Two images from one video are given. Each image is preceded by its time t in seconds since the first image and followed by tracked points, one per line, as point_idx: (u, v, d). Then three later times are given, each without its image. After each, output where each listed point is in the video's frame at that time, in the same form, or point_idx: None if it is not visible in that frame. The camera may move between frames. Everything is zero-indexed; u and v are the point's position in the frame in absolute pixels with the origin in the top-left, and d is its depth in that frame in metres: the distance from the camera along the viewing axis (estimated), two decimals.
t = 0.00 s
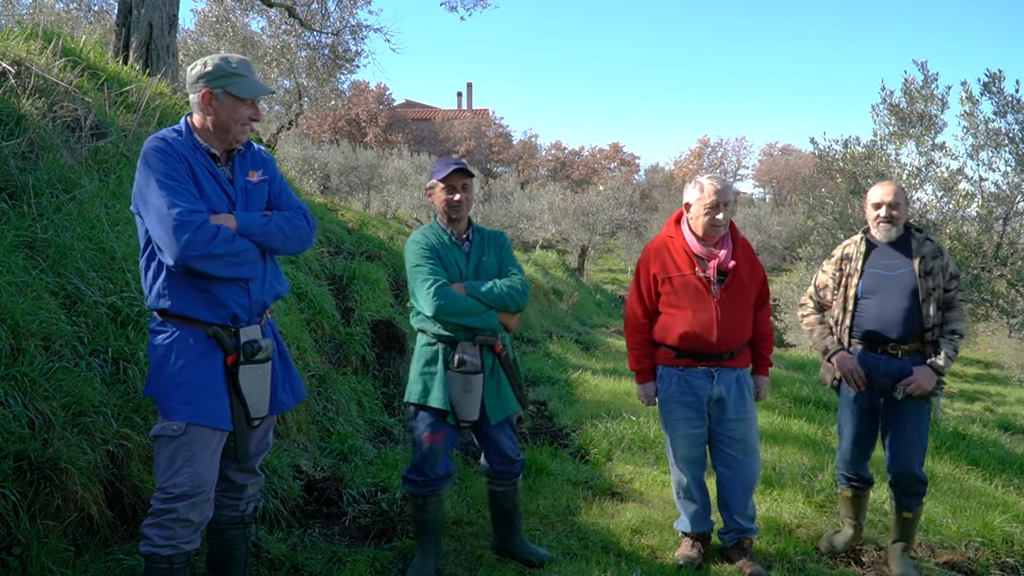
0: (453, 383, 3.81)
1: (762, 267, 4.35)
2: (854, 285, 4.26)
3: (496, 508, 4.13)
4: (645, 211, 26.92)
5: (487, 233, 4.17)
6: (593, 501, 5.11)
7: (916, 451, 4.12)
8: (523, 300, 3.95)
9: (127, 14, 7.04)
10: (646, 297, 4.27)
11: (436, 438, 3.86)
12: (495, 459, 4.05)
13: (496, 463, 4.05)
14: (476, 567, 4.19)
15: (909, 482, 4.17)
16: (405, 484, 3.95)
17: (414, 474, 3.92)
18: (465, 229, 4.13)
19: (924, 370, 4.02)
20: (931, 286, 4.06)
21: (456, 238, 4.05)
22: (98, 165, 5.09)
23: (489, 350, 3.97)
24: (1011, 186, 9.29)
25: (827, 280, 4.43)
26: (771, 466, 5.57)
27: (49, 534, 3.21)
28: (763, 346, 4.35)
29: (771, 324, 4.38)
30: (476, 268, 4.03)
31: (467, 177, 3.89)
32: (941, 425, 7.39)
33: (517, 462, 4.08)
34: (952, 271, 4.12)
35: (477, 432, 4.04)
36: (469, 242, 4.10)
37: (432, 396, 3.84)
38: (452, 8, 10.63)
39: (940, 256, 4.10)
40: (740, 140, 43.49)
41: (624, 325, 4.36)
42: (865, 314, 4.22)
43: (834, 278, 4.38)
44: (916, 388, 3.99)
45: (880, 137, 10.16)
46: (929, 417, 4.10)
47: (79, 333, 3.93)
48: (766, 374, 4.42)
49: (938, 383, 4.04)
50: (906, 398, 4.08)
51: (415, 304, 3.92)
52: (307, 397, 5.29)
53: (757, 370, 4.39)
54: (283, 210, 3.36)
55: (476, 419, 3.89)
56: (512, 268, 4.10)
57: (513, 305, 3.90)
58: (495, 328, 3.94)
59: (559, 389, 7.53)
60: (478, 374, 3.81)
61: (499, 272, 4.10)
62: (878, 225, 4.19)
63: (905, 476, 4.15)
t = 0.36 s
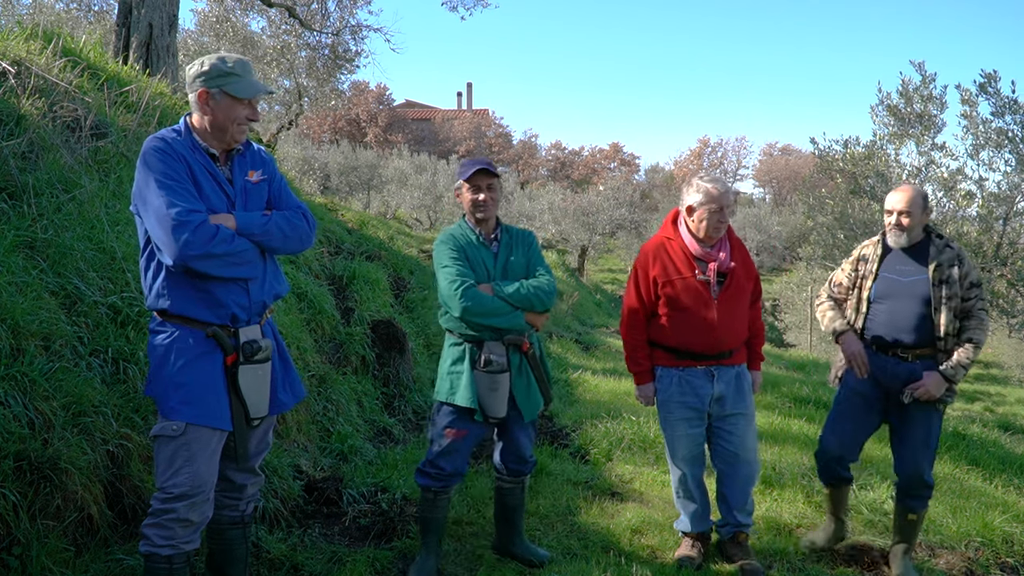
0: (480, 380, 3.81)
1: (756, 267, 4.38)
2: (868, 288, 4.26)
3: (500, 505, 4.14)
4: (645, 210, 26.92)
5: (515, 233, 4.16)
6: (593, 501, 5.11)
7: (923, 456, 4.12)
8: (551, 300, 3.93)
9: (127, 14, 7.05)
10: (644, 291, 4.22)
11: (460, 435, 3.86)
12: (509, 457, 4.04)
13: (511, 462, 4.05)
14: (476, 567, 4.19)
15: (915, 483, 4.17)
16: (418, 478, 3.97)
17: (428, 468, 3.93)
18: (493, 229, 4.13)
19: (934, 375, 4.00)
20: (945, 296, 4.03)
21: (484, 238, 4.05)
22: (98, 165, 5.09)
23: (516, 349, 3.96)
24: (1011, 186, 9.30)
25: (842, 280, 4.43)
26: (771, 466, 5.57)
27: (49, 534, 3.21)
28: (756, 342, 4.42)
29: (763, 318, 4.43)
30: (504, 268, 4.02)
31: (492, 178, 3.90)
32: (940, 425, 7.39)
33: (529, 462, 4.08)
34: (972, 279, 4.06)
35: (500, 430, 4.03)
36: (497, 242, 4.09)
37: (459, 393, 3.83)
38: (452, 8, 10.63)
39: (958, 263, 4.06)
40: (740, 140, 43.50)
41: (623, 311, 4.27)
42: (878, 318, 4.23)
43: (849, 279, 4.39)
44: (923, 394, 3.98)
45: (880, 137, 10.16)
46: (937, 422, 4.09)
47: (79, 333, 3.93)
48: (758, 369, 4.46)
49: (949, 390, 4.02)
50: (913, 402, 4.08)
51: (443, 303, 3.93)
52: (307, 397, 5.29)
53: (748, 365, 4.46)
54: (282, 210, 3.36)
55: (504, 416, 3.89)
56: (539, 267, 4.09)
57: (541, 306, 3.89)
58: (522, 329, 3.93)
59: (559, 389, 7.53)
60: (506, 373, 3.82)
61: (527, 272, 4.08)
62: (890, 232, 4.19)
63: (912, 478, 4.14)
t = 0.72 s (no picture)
0: (474, 382, 3.81)
1: (757, 267, 4.40)
2: (872, 286, 4.27)
3: (499, 506, 4.14)
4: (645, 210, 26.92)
5: (514, 234, 4.17)
6: (593, 501, 5.11)
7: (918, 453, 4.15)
8: (547, 302, 3.97)
9: (127, 14, 7.05)
10: (647, 287, 4.21)
11: (455, 437, 3.86)
12: (505, 458, 4.06)
13: (507, 461, 4.07)
14: (476, 567, 4.20)
15: (915, 481, 4.17)
16: (414, 480, 3.97)
17: (423, 470, 3.93)
18: (492, 229, 4.14)
19: (934, 377, 4.01)
20: (949, 297, 4.04)
21: (483, 237, 4.06)
22: (98, 165, 5.09)
23: (510, 351, 3.98)
24: (1011, 186, 9.30)
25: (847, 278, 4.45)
26: (771, 466, 5.57)
27: (49, 534, 3.21)
28: (754, 342, 4.44)
29: (762, 318, 4.45)
30: (502, 268, 4.03)
31: (502, 176, 3.90)
32: (940, 426, 7.39)
33: (525, 462, 4.10)
34: (976, 284, 4.09)
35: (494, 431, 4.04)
36: (496, 243, 4.11)
37: (452, 395, 3.83)
38: (452, 8, 10.64)
39: (963, 267, 4.08)
40: (740, 140, 43.51)
41: (623, 316, 4.28)
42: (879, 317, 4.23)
43: (853, 277, 4.41)
44: (923, 395, 3.99)
45: (880, 137, 10.17)
46: (934, 421, 4.10)
47: (79, 333, 3.93)
48: (757, 369, 4.48)
49: (946, 392, 4.04)
50: (912, 403, 4.09)
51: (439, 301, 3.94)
52: (307, 397, 5.29)
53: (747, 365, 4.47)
54: (282, 210, 3.36)
55: (496, 418, 3.90)
56: (537, 271, 4.10)
57: (536, 309, 3.92)
58: (517, 330, 3.94)
59: (559, 389, 7.53)
60: (498, 375, 3.83)
61: (524, 273, 4.10)
62: (900, 232, 4.18)
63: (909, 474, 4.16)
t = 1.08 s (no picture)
0: (456, 385, 3.82)
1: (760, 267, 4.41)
2: (872, 287, 4.26)
3: (497, 508, 4.14)
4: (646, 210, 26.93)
5: (495, 235, 4.19)
6: (593, 501, 5.11)
7: (920, 453, 4.15)
8: (529, 305, 4.03)
9: (127, 14, 7.05)
10: (657, 286, 4.23)
11: (439, 442, 3.86)
12: (497, 460, 4.05)
13: (498, 464, 4.06)
14: (476, 567, 4.20)
15: (915, 479, 4.17)
16: (405, 486, 3.97)
17: (413, 476, 3.93)
18: (474, 230, 4.15)
19: (938, 376, 4.02)
20: (951, 297, 4.05)
21: (464, 237, 4.07)
22: (98, 165, 5.09)
23: (492, 352, 3.99)
24: (1011, 186, 9.29)
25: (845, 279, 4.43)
26: (771, 466, 5.57)
27: (50, 534, 3.21)
28: (757, 341, 4.42)
29: (765, 319, 4.46)
30: (484, 269, 4.05)
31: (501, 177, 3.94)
32: (940, 426, 7.39)
33: (519, 462, 4.10)
34: (975, 284, 4.12)
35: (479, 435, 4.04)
36: (477, 243, 4.12)
37: (435, 399, 3.84)
38: (452, 8, 10.63)
39: (962, 267, 4.11)
40: (740, 140, 43.51)
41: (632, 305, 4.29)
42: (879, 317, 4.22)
43: (852, 278, 4.39)
44: (929, 394, 3.98)
45: (880, 137, 10.17)
46: (936, 420, 4.11)
47: (79, 333, 3.93)
48: (759, 368, 4.47)
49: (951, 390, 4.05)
50: (916, 402, 4.08)
51: (421, 302, 3.94)
52: (307, 397, 5.29)
53: (748, 365, 4.46)
54: (283, 210, 3.36)
55: (479, 421, 3.90)
56: (519, 273, 4.13)
57: (519, 310, 3.97)
58: (499, 330, 3.95)
59: (559, 389, 7.53)
60: (482, 376, 3.84)
61: (507, 275, 4.12)
62: (910, 232, 4.16)
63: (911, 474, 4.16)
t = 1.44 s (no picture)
0: (458, 385, 3.83)
1: (764, 266, 4.42)
2: (872, 288, 4.23)
3: (496, 509, 4.14)
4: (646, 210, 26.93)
5: (494, 235, 4.20)
6: (593, 501, 5.11)
7: (922, 453, 4.16)
8: (529, 305, 4.04)
9: (127, 15, 7.04)
10: (659, 282, 4.22)
11: (439, 442, 3.86)
12: (496, 460, 4.05)
13: (497, 464, 4.06)
14: (476, 567, 4.20)
15: (916, 479, 4.17)
16: (405, 486, 3.97)
17: (414, 477, 3.93)
18: (473, 230, 4.15)
19: (942, 375, 4.00)
20: (952, 296, 4.06)
21: (464, 237, 4.07)
22: (98, 165, 5.09)
23: (493, 352, 4.00)
24: (1011, 186, 9.29)
25: (843, 281, 4.40)
26: (771, 466, 5.57)
27: (50, 534, 3.21)
28: (759, 340, 4.42)
29: (767, 320, 4.46)
30: (484, 269, 4.06)
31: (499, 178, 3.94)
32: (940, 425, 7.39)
33: (517, 462, 4.11)
34: (973, 283, 4.14)
35: (479, 434, 4.05)
36: (476, 244, 4.12)
37: (438, 400, 3.84)
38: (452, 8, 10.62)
39: (961, 266, 4.12)
40: (740, 140, 43.51)
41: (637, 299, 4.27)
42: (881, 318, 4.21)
43: (851, 280, 4.35)
44: (933, 394, 3.97)
45: (880, 137, 10.16)
46: (939, 420, 4.11)
47: (79, 333, 3.93)
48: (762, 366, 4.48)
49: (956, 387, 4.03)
50: (920, 403, 4.06)
51: (422, 303, 3.93)
52: (307, 397, 5.29)
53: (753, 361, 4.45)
54: (283, 210, 3.36)
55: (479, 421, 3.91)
56: (518, 273, 4.13)
57: (520, 310, 3.98)
58: (499, 331, 3.95)
59: (559, 389, 7.53)
60: (484, 377, 3.85)
61: (506, 275, 4.13)
62: (911, 232, 4.18)
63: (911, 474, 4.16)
